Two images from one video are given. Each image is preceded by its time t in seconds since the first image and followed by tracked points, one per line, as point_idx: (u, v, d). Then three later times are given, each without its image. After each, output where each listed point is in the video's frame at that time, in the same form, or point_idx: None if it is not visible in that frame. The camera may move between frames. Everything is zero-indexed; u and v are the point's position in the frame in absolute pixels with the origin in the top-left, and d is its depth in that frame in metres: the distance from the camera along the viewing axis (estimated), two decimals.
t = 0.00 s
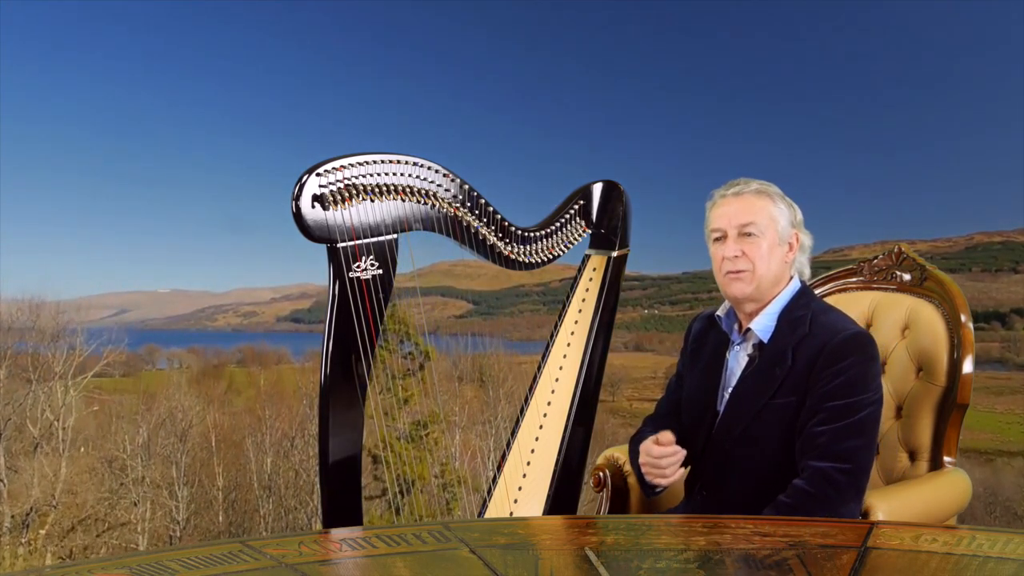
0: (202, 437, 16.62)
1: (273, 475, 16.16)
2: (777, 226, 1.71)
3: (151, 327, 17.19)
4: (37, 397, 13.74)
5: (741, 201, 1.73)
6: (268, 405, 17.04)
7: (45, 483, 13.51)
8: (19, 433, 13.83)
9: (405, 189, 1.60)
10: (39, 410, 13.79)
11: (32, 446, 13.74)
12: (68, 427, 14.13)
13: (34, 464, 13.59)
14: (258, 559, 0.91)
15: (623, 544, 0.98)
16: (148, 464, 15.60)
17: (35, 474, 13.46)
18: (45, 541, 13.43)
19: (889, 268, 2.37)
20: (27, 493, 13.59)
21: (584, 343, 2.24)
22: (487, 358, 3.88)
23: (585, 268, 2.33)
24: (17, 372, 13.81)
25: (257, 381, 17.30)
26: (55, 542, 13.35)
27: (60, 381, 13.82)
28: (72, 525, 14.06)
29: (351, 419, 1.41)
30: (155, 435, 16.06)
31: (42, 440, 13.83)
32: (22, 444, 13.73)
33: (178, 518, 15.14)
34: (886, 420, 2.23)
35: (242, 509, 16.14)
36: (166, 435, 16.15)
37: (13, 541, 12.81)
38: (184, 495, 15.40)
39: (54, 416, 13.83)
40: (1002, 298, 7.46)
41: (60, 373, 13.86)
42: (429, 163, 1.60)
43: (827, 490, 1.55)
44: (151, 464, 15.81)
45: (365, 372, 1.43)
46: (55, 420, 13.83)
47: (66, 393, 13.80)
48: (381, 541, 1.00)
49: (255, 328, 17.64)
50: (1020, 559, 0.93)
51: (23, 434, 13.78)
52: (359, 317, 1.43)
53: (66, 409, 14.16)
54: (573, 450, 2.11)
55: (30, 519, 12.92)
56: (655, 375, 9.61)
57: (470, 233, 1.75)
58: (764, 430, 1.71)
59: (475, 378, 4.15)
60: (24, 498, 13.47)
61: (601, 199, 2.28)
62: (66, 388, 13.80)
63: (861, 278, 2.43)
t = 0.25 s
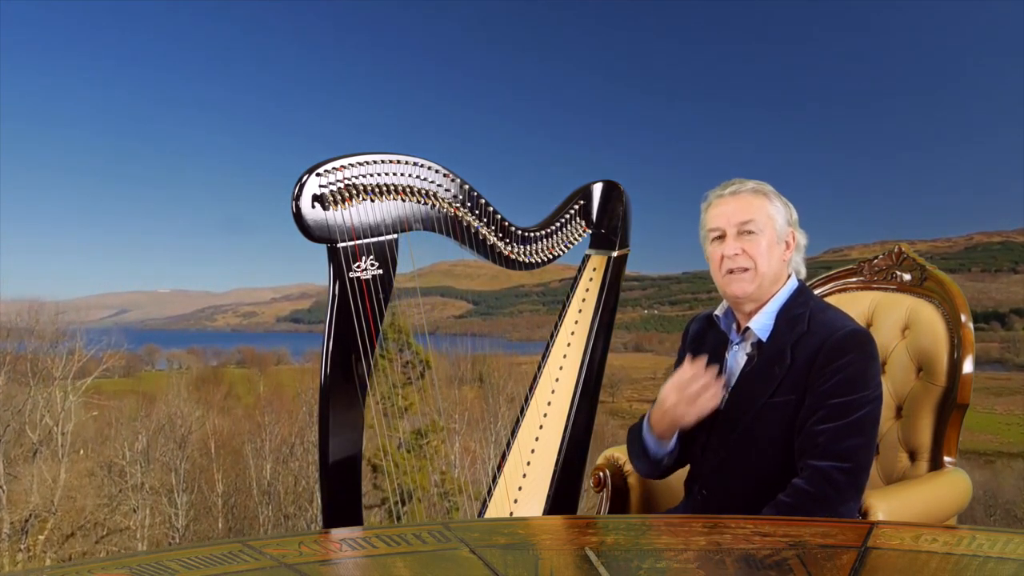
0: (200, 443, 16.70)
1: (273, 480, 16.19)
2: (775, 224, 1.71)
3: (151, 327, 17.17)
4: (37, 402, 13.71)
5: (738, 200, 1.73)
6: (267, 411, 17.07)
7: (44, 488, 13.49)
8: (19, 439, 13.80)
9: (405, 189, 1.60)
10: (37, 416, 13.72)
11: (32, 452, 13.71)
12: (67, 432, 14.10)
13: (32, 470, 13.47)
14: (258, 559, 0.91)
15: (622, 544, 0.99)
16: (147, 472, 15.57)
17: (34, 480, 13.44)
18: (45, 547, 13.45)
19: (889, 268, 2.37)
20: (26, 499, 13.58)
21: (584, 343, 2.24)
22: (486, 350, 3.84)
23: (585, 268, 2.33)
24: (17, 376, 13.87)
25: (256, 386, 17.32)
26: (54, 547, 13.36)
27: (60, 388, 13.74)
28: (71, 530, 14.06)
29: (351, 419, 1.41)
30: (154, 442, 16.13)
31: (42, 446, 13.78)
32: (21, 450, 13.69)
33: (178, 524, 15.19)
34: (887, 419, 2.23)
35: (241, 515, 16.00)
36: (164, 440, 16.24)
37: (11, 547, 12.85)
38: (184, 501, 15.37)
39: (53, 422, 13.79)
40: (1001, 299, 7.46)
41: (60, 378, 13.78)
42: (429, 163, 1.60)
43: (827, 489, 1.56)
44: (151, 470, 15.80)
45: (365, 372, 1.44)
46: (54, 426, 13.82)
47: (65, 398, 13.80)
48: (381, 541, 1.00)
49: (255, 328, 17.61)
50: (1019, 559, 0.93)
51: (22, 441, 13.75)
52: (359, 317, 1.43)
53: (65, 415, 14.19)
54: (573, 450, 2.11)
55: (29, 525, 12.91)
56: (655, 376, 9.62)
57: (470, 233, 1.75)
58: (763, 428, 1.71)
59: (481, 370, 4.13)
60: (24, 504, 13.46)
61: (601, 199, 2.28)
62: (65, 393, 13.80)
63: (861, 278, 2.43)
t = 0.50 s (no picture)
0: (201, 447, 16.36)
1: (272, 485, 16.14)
2: (776, 224, 1.71)
3: (150, 327, 17.12)
4: (36, 407, 13.72)
5: (738, 201, 1.72)
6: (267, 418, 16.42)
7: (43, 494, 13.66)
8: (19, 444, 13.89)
9: (405, 189, 1.60)
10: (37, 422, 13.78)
11: (31, 457, 13.83)
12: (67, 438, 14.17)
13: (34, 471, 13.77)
14: (258, 559, 0.91)
15: (622, 544, 0.98)
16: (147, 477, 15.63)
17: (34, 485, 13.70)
18: (44, 551, 13.58)
19: (889, 268, 2.37)
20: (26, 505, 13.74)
21: (584, 343, 2.24)
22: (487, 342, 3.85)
23: (585, 268, 2.33)
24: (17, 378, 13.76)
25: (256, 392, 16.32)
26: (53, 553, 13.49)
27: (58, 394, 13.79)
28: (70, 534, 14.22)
29: (351, 420, 1.41)
30: (154, 446, 15.84)
31: (42, 451, 13.88)
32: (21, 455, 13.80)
33: (178, 529, 15.30)
34: (887, 419, 2.23)
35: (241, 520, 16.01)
36: (164, 446, 15.92)
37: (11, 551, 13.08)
38: (184, 506, 15.54)
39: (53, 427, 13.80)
40: (1001, 298, 7.46)
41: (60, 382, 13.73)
42: (429, 163, 1.60)
43: (826, 487, 1.56)
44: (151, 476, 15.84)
45: (365, 373, 1.43)
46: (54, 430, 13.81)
47: (65, 402, 13.85)
48: (381, 541, 1.00)
49: (254, 328, 17.56)
50: (1019, 559, 0.93)
51: (22, 447, 13.84)
52: (359, 318, 1.43)
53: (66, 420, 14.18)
54: (573, 449, 2.11)
55: (27, 530, 13.01)
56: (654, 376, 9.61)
57: (470, 233, 1.75)
58: (763, 426, 1.71)
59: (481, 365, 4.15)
60: (23, 510, 13.57)
61: (601, 199, 2.28)
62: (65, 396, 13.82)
63: (861, 278, 2.43)
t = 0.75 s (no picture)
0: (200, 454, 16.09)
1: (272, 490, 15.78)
2: (778, 225, 1.70)
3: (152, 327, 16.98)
4: (35, 411, 13.55)
5: (739, 203, 1.72)
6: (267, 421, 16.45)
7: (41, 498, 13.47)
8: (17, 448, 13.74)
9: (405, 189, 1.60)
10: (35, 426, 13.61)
11: (30, 461, 13.63)
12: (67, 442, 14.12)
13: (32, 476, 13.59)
14: (258, 559, 0.91)
15: (622, 544, 0.99)
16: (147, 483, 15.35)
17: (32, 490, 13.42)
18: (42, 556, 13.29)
19: (889, 268, 2.37)
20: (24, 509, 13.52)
21: (584, 342, 2.24)
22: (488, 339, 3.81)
23: (585, 268, 2.34)
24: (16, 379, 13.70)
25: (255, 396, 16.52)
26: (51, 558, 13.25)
27: (58, 399, 13.56)
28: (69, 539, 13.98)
29: (351, 420, 1.41)
30: (153, 451, 15.69)
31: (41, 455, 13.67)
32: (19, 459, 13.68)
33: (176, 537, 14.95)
34: (887, 419, 2.23)
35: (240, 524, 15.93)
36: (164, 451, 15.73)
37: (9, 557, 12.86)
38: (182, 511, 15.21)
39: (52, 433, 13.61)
40: (1001, 299, 7.45)
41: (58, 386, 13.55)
42: (428, 163, 1.60)
43: (827, 487, 1.56)
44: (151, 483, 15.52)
45: (365, 373, 1.43)
46: (52, 435, 13.62)
47: (64, 406, 13.65)
48: (381, 541, 1.00)
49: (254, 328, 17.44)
50: (1019, 559, 0.93)
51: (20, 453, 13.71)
52: (359, 319, 1.43)
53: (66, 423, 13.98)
54: (573, 449, 2.10)
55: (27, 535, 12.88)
56: (655, 377, 9.58)
57: (470, 233, 1.75)
58: (764, 427, 1.71)
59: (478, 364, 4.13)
60: (21, 515, 13.33)
61: (601, 199, 2.28)
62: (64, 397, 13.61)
63: (861, 278, 2.43)
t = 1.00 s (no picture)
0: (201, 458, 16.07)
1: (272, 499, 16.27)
2: (779, 223, 1.71)
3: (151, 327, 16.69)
4: (35, 414, 13.50)
5: (740, 199, 1.73)
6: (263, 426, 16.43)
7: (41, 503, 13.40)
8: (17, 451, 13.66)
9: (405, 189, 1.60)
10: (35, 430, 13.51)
11: (28, 465, 13.62)
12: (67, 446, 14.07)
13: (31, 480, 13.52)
14: (258, 559, 0.91)
15: (622, 544, 0.98)
16: (147, 488, 15.04)
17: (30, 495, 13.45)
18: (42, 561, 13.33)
19: (889, 268, 2.37)
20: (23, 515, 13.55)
21: (584, 342, 2.24)
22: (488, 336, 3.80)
23: (585, 268, 2.34)
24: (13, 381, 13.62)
25: (255, 399, 16.17)
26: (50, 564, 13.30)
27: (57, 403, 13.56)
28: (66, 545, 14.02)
29: (350, 420, 1.41)
30: (153, 455, 15.51)
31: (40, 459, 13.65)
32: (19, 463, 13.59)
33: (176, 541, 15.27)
34: (886, 419, 2.23)
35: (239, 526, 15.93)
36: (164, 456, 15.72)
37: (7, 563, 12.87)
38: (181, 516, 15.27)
39: (52, 436, 13.53)
40: (1002, 300, 7.37)
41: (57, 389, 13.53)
42: (429, 163, 1.60)
43: (826, 489, 1.56)
44: (150, 487, 15.28)
45: (365, 373, 1.43)
46: (52, 439, 13.53)
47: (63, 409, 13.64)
48: (381, 541, 1.00)
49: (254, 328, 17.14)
50: (1019, 559, 0.93)
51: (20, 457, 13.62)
52: (359, 320, 1.43)
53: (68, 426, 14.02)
54: (573, 449, 2.11)
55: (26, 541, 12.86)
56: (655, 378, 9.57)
57: (470, 233, 1.75)
58: (762, 428, 1.71)
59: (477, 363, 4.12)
60: (20, 520, 13.24)
61: (601, 198, 2.28)
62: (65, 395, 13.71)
63: (861, 278, 2.43)
